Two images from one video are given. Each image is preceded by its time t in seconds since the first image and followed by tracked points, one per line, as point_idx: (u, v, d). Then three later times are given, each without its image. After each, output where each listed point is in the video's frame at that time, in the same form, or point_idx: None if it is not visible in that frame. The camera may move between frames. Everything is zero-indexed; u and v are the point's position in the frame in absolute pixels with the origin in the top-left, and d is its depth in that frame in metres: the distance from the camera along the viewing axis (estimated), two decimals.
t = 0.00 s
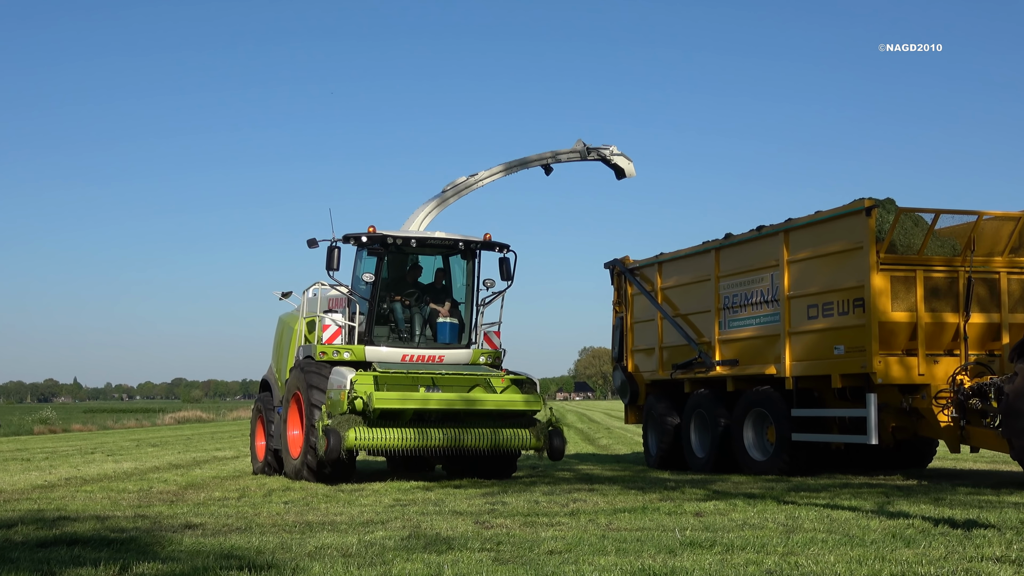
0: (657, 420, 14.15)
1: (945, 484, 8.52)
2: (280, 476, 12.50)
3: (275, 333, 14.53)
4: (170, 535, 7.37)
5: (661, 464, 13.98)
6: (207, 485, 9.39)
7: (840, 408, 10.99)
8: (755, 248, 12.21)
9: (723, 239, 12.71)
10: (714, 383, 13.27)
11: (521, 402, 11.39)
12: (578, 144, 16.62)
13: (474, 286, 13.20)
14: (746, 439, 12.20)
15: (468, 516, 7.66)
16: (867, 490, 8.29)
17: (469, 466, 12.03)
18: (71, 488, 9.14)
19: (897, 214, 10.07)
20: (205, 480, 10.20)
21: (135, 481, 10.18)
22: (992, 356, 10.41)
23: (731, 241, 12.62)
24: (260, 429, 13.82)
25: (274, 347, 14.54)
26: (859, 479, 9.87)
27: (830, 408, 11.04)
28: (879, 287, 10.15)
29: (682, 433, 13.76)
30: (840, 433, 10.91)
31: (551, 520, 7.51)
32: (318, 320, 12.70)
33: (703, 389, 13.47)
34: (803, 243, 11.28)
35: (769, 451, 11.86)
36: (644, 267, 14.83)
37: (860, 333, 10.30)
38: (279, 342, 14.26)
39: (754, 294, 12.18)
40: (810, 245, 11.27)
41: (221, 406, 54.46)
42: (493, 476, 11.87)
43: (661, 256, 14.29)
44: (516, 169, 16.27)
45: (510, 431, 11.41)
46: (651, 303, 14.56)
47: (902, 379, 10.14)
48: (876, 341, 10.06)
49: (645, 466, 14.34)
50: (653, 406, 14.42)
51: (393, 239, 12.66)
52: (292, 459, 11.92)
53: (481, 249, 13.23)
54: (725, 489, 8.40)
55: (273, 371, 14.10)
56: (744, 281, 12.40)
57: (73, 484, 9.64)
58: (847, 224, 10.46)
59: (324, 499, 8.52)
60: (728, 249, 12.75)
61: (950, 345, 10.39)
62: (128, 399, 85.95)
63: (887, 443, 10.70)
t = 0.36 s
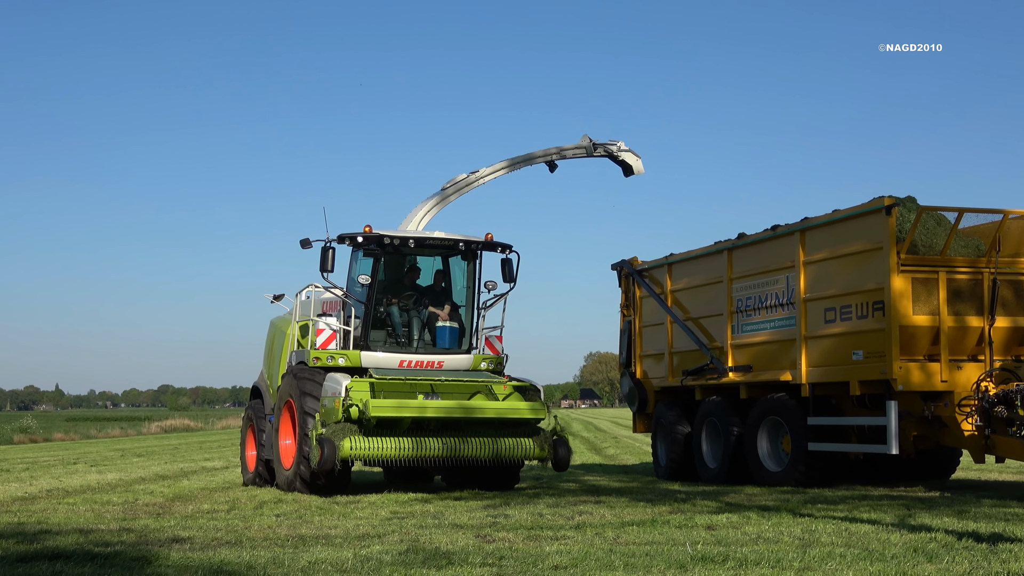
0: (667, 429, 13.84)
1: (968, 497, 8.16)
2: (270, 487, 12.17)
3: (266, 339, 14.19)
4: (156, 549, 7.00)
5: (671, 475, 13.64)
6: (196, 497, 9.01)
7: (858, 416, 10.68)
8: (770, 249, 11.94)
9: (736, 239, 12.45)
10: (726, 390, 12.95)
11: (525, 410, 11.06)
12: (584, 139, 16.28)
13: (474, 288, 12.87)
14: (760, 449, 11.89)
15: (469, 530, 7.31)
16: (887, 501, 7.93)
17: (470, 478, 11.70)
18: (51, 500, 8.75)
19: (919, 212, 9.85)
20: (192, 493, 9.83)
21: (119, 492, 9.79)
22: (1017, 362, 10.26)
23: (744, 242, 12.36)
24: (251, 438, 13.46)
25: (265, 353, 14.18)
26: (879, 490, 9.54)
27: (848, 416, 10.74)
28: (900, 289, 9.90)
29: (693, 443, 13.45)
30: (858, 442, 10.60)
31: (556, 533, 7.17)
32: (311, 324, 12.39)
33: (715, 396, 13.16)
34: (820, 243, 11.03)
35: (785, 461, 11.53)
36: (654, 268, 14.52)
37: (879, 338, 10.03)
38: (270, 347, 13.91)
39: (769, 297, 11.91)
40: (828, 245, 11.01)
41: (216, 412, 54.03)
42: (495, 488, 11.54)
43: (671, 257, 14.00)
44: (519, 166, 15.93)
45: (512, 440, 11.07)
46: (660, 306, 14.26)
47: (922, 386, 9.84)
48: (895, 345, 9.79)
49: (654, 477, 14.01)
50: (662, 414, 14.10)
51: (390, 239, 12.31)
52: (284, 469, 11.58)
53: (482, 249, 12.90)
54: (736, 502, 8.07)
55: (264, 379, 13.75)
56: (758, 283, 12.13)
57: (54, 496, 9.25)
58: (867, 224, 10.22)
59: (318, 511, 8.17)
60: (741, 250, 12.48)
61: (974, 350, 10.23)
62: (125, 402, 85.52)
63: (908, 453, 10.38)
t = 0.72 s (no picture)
0: (677, 436, 13.54)
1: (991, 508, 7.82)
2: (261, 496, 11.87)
3: (257, 340, 13.88)
4: (141, 560, 6.66)
5: (680, 483, 13.35)
6: (183, 507, 8.67)
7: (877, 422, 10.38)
8: (784, 248, 11.70)
9: (749, 238, 12.19)
10: (738, 395, 12.64)
11: (529, 416, 10.74)
12: (591, 131, 15.96)
13: (475, 288, 12.56)
14: (774, 457, 11.60)
15: (469, 541, 6.99)
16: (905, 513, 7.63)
17: (470, 487, 11.36)
18: (33, 509, 8.41)
19: (940, 209, 9.65)
20: (180, 501, 9.49)
21: (103, 501, 9.45)
22: None
23: (757, 241, 12.11)
24: (241, 445, 13.17)
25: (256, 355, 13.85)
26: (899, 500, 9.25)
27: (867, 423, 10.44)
28: (920, 290, 9.69)
29: (704, 450, 13.15)
30: (877, 450, 10.33)
31: (560, 545, 6.84)
32: (305, 325, 12.12)
33: (726, 401, 12.83)
34: (837, 242, 10.79)
35: (800, 470, 11.25)
36: (662, 267, 14.23)
37: (899, 341, 9.80)
38: (261, 349, 13.61)
39: (783, 298, 11.64)
40: (844, 244, 10.78)
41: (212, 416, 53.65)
42: (496, 497, 11.20)
43: (681, 256, 13.73)
44: (523, 160, 15.61)
45: (515, 447, 10.77)
46: (669, 306, 13.97)
47: (944, 391, 9.64)
48: (916, 348, 9.56)
49: (664, 486, 13.73)
50: (672, 421, 13.79)
51: (387, 236, 11.99)
52: (275, 477, 11.29)
53: (483, 247, 12.57)
54: (749, 512, 7.77)
55: (255, 382, 13.43)
56: (772, 283, 11.87)
57: (36, 504, 8.90)
58: (886, 221, 10.00)
59: (311, 521, 7.84)
60: (754, 249, 12.23)
61: (998, 354, 10.00)
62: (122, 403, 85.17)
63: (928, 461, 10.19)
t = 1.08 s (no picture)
0: (686, 442, 13.25)
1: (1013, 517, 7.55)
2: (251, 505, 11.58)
3: (248, 341, 13.59)
4: (125, 570, 6.34)
5: (689, 491, 13.06)
6: (170, 516, 8.35)
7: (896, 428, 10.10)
8: (798, 246, 11.44)
9: (762, 235, 11.93)
10: (750, 399, 12.37)
11: (532, 421, 10.46)
12: (597, 124, 15.65)
13: (475, 287, 12.25)
14: (789, 464, 11.32)
15: (469, 552, 6.69)
16: (924, 522, 7.34)
17: (470, 495, 11.07)
18: (14, 517, 8.09)
19: (963, 205, 9.45)
20: (167, 510, 9.17)
21: (87, 509, 9.12)
22: None
23: (770, 238, 11.85)
24: (231, 451, 12.88)
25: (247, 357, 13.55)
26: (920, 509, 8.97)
27: (885, 428, 10.16)
28: (942, 289, 9.46)
29: (715, 457, 12.87)
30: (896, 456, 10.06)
31: (564, 555, 6.53)
32: (298, 326, 11.83)
33: (737, 406, 12.57)
34: (855, 239, 10.56)
35: (815, 477, 10.97)
36: (672, 266, 13.95)
37: (919, 342, 9.54)
38: (252, 350, 13.30)
39: (798, 298, 11.37)
40: (863, 241, 10.50)
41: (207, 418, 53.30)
42: (496, 505, 10.89)
43: (691, 253, 13.45)
44: (524, 153, 15.30)
45: (518, 453, 10.49)
46: (678, 306, 13.70)
47: (967, 396, 9.36)
48: (938, 350, 9.32)
49: (673, 494, 13.44)
50: (681, 426, 13.51)
51: (383, 233, 11.67)
52: (266, 485, 11.00)
53: (484, 244, 12.25)
54: (761, 523, 7.49)
55: (246, 386, 13.13)
56: (785, 282, 11.61)
57: (16, 513, 8.57)
58: (907, 217, 9.73)
59: (304, 531, 7.54)
60: (767, 247, 11.97)
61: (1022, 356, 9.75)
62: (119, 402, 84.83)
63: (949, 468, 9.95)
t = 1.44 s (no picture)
0: (692, 444, 13.09)
1: None
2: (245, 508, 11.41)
3: (243, 340, 13.41)
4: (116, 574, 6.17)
5: (696, 493, 12.90)
6: (163, 520, 8.18)
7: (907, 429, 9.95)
8: (807, 242, 11.28)
9: (770, 230, 11.77)
10: (758, 399, 12.21)
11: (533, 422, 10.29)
12: (600, 116, 15.46)
13: (476, 284, 12.08)
14: (797, 465, 11.16)
15: (470, 556, 6.53)
16: (935, 526, 7.17)
17: (470, 499, 10.92)
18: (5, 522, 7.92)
19: (977, 199, 9.31)
20: (160, 514, 9.00)
21: (78, 513, 8.95)
22: None
23: (778, 234, 11.69)
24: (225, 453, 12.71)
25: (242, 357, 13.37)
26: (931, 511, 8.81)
27: (896, 429, 10.00)
28: (955, 286, 9.32)
29: (721, 458, 12.71)
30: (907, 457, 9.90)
31: (568, 560, 6.37)
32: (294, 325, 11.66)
33: (744, 406, 12.41)
34: (865, 234, 10.40)
35: (825, 479, 10.81)
36: (677, 262, 13.80)
37: (931, 341, 9.39)
38: (247, 350, 13.12)
39: (807, 295, 11.21)
40: (873, 237, 10.35)
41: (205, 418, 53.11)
42: (498, 509, 10.73)
43: (697, 250, 13.29)
44: (524, 147, 15.12)
45: (520, 455, 10.33)
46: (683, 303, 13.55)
47: (980, 395, 9.21)
48: (950, 348, 9.16)
49: (679, 496, 13.28)
50: (687, 427, 13.35)
51: (380, 230, 11.50)
52: (262, 487, 10.84)
53: (484, 240, 12.08)
54: (768, 527, 7.32)
55: (241, 386, 12.95)
56: (794, 279, 11.45)
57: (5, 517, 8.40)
58: (919, 212, 9.58)
59: (300, 535, 7.37)
60: (775, 243, 11.81)
61: None
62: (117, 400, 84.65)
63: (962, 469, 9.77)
